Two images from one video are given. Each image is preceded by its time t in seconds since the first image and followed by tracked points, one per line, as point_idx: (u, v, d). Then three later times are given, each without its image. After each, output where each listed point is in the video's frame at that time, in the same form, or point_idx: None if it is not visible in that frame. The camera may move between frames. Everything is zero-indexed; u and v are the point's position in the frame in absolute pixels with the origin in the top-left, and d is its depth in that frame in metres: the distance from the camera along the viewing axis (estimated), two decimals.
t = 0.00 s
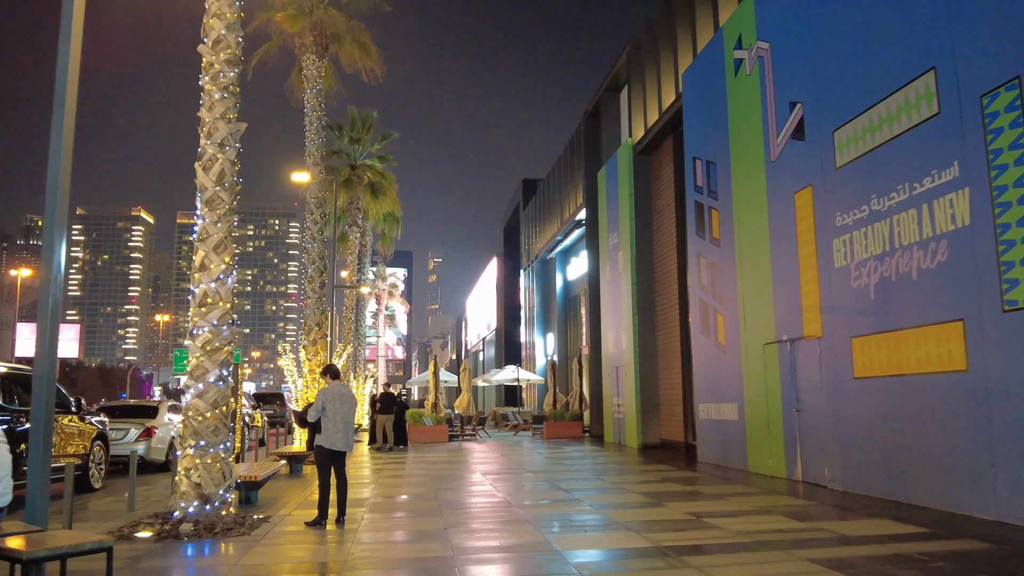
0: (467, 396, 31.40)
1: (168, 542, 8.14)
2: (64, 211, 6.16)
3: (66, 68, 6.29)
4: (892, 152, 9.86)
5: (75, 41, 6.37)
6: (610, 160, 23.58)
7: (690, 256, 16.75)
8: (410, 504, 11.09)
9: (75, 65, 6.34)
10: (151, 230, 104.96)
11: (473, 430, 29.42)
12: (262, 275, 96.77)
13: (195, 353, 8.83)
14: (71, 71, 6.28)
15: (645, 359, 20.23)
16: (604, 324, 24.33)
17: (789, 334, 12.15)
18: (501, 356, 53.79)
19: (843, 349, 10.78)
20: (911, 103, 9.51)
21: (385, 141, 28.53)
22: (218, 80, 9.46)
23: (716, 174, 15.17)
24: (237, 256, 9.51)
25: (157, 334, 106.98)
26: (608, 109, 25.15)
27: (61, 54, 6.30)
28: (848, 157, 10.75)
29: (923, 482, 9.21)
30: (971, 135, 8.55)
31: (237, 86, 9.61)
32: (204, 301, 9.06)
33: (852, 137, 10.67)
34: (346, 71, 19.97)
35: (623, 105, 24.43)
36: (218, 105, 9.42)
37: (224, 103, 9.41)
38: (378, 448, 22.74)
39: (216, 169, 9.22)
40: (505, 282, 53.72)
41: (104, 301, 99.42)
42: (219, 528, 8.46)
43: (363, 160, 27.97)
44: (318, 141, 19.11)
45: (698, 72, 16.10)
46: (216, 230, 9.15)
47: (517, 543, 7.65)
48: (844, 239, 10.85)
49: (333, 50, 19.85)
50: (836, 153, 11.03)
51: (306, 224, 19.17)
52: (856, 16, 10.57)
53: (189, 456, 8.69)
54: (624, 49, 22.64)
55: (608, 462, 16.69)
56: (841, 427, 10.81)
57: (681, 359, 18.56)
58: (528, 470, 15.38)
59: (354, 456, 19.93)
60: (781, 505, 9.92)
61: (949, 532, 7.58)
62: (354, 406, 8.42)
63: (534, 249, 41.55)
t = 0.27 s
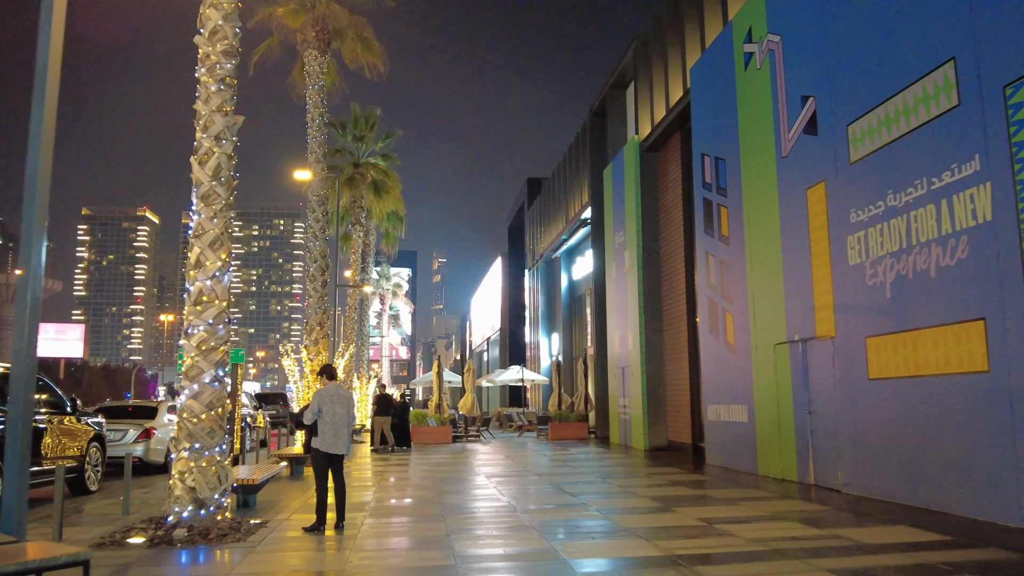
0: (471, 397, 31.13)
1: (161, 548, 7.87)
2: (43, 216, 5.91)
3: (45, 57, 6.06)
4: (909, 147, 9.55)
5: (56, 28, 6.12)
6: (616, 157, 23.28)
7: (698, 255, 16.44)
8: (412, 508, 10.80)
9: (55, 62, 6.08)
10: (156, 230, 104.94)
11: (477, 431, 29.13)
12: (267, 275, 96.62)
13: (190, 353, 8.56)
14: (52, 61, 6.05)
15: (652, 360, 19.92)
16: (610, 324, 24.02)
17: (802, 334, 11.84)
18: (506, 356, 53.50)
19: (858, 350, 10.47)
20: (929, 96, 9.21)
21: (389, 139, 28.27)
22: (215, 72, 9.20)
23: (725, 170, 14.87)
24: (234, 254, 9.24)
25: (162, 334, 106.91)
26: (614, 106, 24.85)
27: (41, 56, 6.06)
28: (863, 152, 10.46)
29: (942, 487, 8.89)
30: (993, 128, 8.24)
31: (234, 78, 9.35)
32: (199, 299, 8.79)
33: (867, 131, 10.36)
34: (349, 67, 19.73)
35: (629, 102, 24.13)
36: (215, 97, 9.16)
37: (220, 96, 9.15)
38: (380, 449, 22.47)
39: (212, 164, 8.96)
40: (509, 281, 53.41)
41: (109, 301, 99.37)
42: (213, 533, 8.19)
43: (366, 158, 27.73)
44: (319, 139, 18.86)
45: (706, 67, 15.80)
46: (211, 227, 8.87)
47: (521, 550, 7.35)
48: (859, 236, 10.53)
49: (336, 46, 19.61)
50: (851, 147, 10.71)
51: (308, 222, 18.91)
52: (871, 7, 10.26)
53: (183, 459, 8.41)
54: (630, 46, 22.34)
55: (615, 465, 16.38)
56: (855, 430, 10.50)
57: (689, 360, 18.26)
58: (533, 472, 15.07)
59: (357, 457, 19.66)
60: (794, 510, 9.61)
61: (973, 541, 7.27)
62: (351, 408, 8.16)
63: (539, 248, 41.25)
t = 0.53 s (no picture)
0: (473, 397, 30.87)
1: (149, 551, 7.61)
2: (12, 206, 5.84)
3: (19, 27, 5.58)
4: (922, 138, 9.26)
5: None
6: (620, 154, 23.00)
7: (703, 251, 16.16)
8: (411, 510, 10.54)
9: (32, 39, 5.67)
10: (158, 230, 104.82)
11: (479, 431, 28.87)
12: (269, 275, 96.40)
13: (181, 350, 8.31)
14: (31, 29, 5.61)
15: (656, 359, 19.65)
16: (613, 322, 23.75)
17: (810, 331, 11.56)
18: (508, 356, 53.22)
19: (869, 348, 10.19)
20: (943, 85, 8.92)
21: (389, 137, 28.02)
22: (207, 61, 8.94)
23: (731, 165, 14.59)
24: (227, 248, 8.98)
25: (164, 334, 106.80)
26: (617, 102, 24.58)
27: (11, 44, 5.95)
28: (874, 144, 10.17)
29: (957, 489, 8.60)
30: (1010, 117, 7.94)
31: (227, 67, 9.08)
32: (190, 295, 8.53)
33: (878, 122, 10.08)
34: (348, 62, 19.50)
35: (632, 99, 23.85)
36: (207, 87, 8.89)
37: (213, 85, 8.88)
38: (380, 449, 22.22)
39: (204, 155, 8.71)
40: (511, 280, 53.12)
41: (111, 301, 99.25)
42: (204, 536, 7.93)
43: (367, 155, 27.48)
44: (318, 135, 18.60)
45: (711, 61, 15.51)
46: (203, 220, 8.62)
47: (523, 554, 7.09)
48: (870, 231, 10.25)
49: (335, 41, 19.37)
50: (861, 140, 10.43)
51: (307, 219, 18.65)
52: None
53: (174, 459, 8.16)
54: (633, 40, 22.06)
55: (618, 465, 16.10)
56: (866, 430, 10.22)
57: (693, 358, 17.98)
58: (535, 473, 14.80)
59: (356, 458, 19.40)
60: (803, 512, 9.33)
61: (991, 545, 6.98)
62: (344, 408, 7.92)
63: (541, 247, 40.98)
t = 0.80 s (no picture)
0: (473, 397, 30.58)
1: (133, 558, 7.32)
2: None
3: None
4: (934, 129, 8.95)
5: None
6: (621, 151, 22.70)
7: (707, 248, 15.86)
8: (407, 513, 10.24)
9: None
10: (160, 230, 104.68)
11: (480, 431, 28.58)
12: (270, 275, 96.14)
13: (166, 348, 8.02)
14: None
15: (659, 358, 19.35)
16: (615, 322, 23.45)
17: (818, 329, 11.25)
18: (510, 356, 52.90)
19: (879, 346, 9.88)
20: (956, 73, 8.61)
21: (388, 134, 27.75)
22: (195, 50, 8.64)
23: (735, 160, 14.29)
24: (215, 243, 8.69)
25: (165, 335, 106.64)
26: (618, 99, 24.28)
27: None
28: (884, 136, 9.86)
29: (972, 491, 8.28)
30: None
31: (216, 56, 8.79)
32: (177, 292, 8.24)
33: (889, 113, 9.77)
34: (345, 58, 19.23)
35: (634, 94, 23.55)
36: (195, 77, 8.60)
37: (201, 75, 8.59)
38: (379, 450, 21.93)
39: (192, 147, 8.42)
40: (513, 280, 52.81)
41: (112, 301, 99.08)
42: (191, 542, 7.64)
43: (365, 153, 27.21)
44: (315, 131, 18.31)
45: (715, 54, 15.20)
46: (190, 214, 8.33)
47: (522, 561, 6.78)
48: (880, 225, 9.94)
49: (332, 36, 19.10)
50: (871, 131, 10.12)
51: (303, 217, 18.36)
52: None
53: (160, 462, 7.87)
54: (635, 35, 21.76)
55: (621, 466, 15.80)
56: (876, 430, 9.91)
57: (696, 357, 17.68)
58: (535, 475, 14.47)
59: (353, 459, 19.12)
60: (811, 516, 9.02)
61: (1011, 552, 6.66)
62: (328, 411, 7.68)
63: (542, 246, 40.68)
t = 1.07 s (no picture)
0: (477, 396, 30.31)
1: (122, 563, 7.07)
2: None
3: None
4: (951, 119, 8.67)
5: None
6: (626, 147, 22.41)
7: (714, 244, 15.57)
8: (408, 516, 9.97)
9: None
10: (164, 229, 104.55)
11: (483, 431, 28.30)
12: (274, 275, 95.90)
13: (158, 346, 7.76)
14: None
15: (664, 357, 19.06)
16: (620, 320, 23.16)
17: (830, 327, 10.96)
18: (514, 355, 52.59)
19: (893, 343, 9.60)
20: (974, 61, 8.33)
21: (390, 131, 27.49)
22: (188, 39, 8.39)
23: (743, 154, 14.01)
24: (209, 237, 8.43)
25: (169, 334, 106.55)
26: (623, 95, 23.98)
27: None
28: (898, 127, 9.58)
29: (991, 494, 8.00)
30: None
31: (210, 46, 8.53)
32: (169, 288, 7.98)
33: (903, 104, 9.48)
34: (345, 52, 18.98)
35: (639, 90, 23.26)
36: (188, 67, 8.34)
37: (194, 65, 8.33)
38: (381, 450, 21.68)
39: (185, 139, 8.17)
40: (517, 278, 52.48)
41: (116, 301, 99.00)
42: (183, 547, 7.39)
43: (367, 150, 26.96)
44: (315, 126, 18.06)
45: (722, 47, 14.92)
46: (184, 207, 8.07)
47: (525, 568, 6.51)
48: (894, 219, 9.65)
49: (332, 30, 18.84)
50: (884, 123, 9.83)
51: (304, 214, 18.10)
52: None
53: (151, 464, 7.61)
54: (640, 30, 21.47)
55: (626, 466, 15.53)
56: (890, 430, 9.63)
57: (703, 356, 17.40)
58: (539, 476, 14.19)
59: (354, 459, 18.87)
60: (824, 518, 8.74)
61: None
62: (320, 412, 7.46)
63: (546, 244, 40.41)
